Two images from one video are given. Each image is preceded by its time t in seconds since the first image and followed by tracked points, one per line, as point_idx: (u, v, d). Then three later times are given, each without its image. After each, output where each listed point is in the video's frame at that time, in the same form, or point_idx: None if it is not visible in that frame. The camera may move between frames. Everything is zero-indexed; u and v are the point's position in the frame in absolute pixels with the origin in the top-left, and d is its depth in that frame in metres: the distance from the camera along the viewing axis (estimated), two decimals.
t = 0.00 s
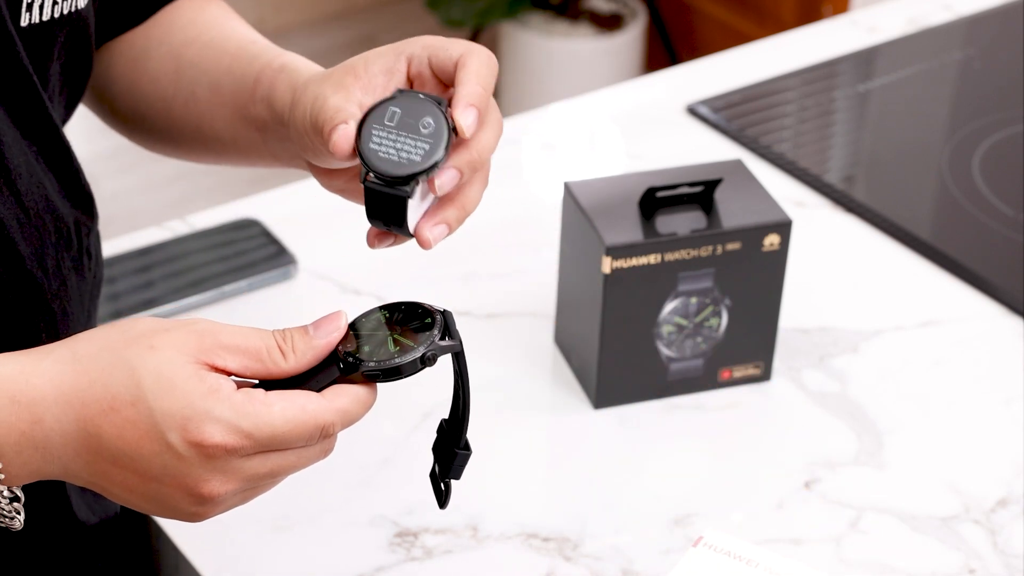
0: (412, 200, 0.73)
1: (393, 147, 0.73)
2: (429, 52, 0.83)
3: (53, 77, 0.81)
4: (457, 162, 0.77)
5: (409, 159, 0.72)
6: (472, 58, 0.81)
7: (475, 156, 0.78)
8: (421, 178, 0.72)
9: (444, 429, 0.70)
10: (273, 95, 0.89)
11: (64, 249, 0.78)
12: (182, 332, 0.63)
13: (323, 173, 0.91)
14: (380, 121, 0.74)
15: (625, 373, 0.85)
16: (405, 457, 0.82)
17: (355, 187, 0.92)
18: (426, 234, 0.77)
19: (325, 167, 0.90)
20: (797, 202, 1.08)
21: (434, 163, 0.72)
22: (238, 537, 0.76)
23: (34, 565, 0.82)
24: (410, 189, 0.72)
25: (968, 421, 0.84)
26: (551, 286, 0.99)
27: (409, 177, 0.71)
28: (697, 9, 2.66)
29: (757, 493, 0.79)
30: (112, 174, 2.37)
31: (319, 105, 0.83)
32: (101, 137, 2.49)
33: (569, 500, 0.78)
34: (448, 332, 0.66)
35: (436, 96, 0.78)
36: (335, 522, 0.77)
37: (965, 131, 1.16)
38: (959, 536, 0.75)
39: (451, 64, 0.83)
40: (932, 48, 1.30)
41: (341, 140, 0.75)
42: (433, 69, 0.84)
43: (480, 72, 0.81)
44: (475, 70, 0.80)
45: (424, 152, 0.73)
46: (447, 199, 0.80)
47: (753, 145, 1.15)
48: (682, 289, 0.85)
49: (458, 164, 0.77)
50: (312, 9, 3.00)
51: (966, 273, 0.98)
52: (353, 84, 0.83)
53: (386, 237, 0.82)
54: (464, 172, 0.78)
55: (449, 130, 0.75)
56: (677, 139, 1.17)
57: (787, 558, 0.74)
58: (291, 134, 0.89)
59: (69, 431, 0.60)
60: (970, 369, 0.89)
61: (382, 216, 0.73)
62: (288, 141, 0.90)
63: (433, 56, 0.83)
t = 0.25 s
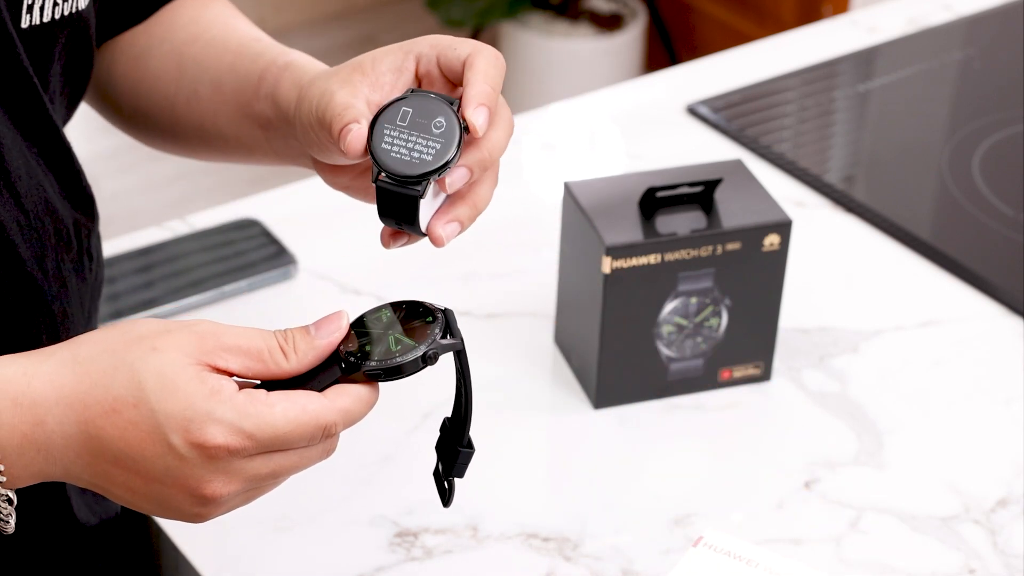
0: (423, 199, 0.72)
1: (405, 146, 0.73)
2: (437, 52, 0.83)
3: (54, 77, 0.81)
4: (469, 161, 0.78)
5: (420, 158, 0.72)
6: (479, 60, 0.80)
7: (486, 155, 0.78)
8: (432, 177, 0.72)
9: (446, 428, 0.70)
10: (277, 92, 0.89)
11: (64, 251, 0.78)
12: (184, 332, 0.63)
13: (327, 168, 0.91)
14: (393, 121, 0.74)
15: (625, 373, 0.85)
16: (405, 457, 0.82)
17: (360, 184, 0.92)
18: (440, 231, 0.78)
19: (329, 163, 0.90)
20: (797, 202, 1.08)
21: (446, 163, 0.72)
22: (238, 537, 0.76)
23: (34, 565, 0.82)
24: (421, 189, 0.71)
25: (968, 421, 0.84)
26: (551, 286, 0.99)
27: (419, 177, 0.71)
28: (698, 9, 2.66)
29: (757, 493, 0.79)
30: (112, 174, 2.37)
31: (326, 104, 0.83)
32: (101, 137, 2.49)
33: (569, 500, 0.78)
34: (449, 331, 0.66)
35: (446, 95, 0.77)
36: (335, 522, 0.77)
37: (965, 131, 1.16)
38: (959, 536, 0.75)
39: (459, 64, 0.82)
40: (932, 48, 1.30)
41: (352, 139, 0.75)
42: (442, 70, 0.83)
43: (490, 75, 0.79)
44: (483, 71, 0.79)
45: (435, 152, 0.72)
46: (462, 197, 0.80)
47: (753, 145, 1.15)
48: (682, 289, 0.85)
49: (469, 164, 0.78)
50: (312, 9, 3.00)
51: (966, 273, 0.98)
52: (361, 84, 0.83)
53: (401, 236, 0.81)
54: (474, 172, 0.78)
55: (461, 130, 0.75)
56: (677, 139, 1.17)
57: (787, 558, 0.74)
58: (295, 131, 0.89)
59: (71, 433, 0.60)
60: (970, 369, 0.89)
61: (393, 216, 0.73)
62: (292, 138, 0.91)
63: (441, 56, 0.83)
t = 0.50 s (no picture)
0: (425, 171, 0.71)
1: (409, 116, 0.72)
2: (444, 34, 0.84)
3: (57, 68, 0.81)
4: (500, 132, 0.77)
5: (422, 129, 0.71)
6: (484, 42, 0.81)
7: (512, 129, 0.78)
8: (435, 149, 0.71)
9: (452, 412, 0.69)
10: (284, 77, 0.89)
11: (64, 242, 0.78)
12: (190, 318, 0.63)
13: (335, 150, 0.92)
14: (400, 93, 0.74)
15: (625, 373, 0.85)
16: (406, 457, 0.82)
17: (364, 166, 0.93)
18: (462, 205, 0.77)
19: (336, 143, 0.90)
20: (797, 202, 1.08)
21: (450, 133, 0.71)
22: (238, 537, 0.76)
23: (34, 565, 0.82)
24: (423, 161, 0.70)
25: (968, 421, 0.84)
26: (551, 286, 0.99)
27: (422, 146, 0.70)
28: (698, 9, 2.66)
29: (756, 493, 0.79)
30: (112, 174, 2.37)
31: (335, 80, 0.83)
32: (102, 137, 2.49)
33: (569, 500, 0.78)
34: (454, 310, 0.65)
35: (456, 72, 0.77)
36: (335, 522, 0.77)
37: (965, 131, 1.16)
38: (959, 536, 0.75)
39: (464, 48, 0.83)
40: (932, 48, 1.30)
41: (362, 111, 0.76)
42: (448, 54, 0.85)
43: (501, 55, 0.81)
44: (492, 49, 0.80)
45: (438, 122, 0.71)
46: (482, 175, 0.80)
47: (753, 145, 1.15)
48: (682, 289, 0.85)
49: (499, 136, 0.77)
50: (313, 9, 3.00)
51: (966, 273, 0.98)
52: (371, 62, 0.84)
53: (418, 220, 0.81)
54: (505, 145, 0.78)
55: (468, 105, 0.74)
56: (677, 139, 1.17)
57: (787, 558, 0.74)
58: (304, 114, 0.89)
59: (77, 421, 0.60)
60: (970, 369, 0.89)
61: (401, 193, 0.73)
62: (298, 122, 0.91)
63: (448, 39, 0.84)
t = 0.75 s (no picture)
0: (430, 137, 0.71)
1: (415, 82, 0.72)
2: (447, 10, 0.83)
3: (58, 64, 0.81)
4: (501, 104, 0.76)
5: (428, 95, 0.71)
6: (490, 14, 0.80)
7: (513, 100, 0.76)
8: (441, 113, 0.70)
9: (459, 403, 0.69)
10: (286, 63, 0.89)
11: (63, 237, 0.78)
12: (196, 311, 0.63)
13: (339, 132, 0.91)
14: (408, 62, 0.74)
15: (625, 373, 0.85)
16: (406, 456, 0.82)
17: (365, 147, 0.92)
18: (471, 175, 0.76)
19: (339, 125, 0.90)
20: (797, 202, 1.08)
21: (454, 99, 0.71)
22: (238, 536, 0.76)
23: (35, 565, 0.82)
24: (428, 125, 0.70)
25: (968, 422, 0.84)
26: (551, 286, 0.99)
27: (427, 111, 0.70)
28: (698, 9, 2.66)
29: (757, 493, 0.79)
30: (113, 174, 2.37)
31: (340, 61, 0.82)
32: (102, 137, 2.49)
33: (569, 500, 0.78)
34: (460, 301, 0.65)
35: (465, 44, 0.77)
36: (335, 522, 0.77)
37: (965, 130, 1.16)
38: (959, 536, 0.75)
39: (467, 22, 0.82)
40: (932, 48, 1.30)
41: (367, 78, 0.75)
42: (452, 29, 0.84)
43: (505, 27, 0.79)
44: (494, 23, 0.79)
45: (444, 87, 0.71)
46: (491, 148, 0.79)
47: (753, 145, 1.15)
48: (682, 289, 0.85)
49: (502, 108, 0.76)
50: (313, 10, 3.00)
51: (967, 273, 0.98)
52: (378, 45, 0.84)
53: (429, 195, 0.80)
54: (508, 118, 0.76)
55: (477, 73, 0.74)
56: (677, 139, 1.17)
57: (787, 558, 0.74)
58: (307, 98, 0.89)
59: (83, 415, 0.60)
60: (970, 369, 0.89)
61: (406, 164, 0.72)
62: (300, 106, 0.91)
63: (450, 15, 0.83)
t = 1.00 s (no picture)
0: (428, 138, 0.71)
1: (414, 83, 0.72)
2: (444, 13, 0.83)
3: (58, 64, 0.81)
4: (496, 108, 0.76)
5: (426, 95, 0.71)
6: (487, 17, 0.80)
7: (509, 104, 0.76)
8: (438, 114, 0.70)
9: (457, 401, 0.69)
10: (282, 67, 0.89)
11: (64, 237, 0.78)
12: (194, 310, 0.63)
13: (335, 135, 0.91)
14: (406, 62, 0.73)
15: (625, 373, 0.85)
16: (406, 456, 0.82)
17: (361, 150, 0.92)
18: (467, 178, 0.76)
19: (335, 128, 0.90)
20: (797, 202, 1.08)
21: (450, 100, 0.70)
22: (238, 536, 0.76)
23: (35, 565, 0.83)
24: (425, 126, 0.70)
25: (968, 422, 0.84)
26: (551, 286, 0.99)
27: (425, 112, 0.70)
28: (698, 9, 2.66)
29: (756, 493, 0.79)
30: (113, 174, 2.37)
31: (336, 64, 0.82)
32: (102, 137, 2.49)
33: (569, 501, 0.78)
34: (458, 300, 0.65)
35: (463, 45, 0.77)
36: (335, 522, 0.77)
37: (965, 131, 1.16)
38: (959, 536, 0.75)
39: (465, 25, 0.82)
40: (932, 48, 1.30)
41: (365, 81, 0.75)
42: (449, 33, 0.84)
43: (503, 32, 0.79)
44: (495, 26, 0.79)
45: (442, 88, 0.71)
46: (489, 150, 0.79)
47: (753, 145, 1.15)
48: (682, 289, 0.85)
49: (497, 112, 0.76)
50: (313, 10, 3.00)
51: (966, 273, 0.98)
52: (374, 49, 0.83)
53: (426, 197, 0.79)
54: (503, 123, 0.76)
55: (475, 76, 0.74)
56: (677, 139, 1.17)
57: (787, 558, 0.74)
58: (302, 101, 0.89)
59: (82, 414, 0.60)
60: (970, 369, 0.89)
61: (405, 166, 0.72)
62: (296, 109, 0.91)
63: (448, 19, 0.83)
